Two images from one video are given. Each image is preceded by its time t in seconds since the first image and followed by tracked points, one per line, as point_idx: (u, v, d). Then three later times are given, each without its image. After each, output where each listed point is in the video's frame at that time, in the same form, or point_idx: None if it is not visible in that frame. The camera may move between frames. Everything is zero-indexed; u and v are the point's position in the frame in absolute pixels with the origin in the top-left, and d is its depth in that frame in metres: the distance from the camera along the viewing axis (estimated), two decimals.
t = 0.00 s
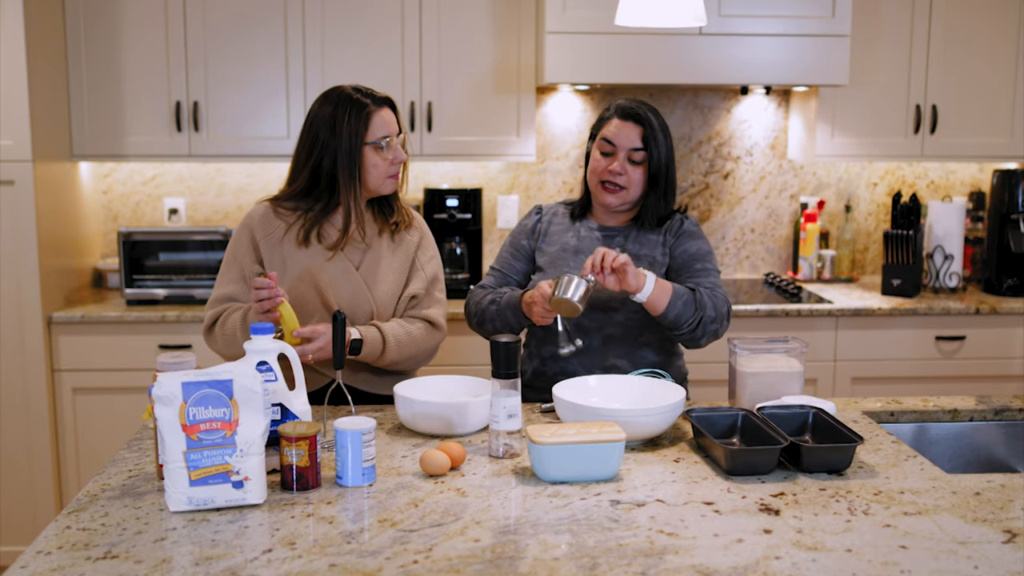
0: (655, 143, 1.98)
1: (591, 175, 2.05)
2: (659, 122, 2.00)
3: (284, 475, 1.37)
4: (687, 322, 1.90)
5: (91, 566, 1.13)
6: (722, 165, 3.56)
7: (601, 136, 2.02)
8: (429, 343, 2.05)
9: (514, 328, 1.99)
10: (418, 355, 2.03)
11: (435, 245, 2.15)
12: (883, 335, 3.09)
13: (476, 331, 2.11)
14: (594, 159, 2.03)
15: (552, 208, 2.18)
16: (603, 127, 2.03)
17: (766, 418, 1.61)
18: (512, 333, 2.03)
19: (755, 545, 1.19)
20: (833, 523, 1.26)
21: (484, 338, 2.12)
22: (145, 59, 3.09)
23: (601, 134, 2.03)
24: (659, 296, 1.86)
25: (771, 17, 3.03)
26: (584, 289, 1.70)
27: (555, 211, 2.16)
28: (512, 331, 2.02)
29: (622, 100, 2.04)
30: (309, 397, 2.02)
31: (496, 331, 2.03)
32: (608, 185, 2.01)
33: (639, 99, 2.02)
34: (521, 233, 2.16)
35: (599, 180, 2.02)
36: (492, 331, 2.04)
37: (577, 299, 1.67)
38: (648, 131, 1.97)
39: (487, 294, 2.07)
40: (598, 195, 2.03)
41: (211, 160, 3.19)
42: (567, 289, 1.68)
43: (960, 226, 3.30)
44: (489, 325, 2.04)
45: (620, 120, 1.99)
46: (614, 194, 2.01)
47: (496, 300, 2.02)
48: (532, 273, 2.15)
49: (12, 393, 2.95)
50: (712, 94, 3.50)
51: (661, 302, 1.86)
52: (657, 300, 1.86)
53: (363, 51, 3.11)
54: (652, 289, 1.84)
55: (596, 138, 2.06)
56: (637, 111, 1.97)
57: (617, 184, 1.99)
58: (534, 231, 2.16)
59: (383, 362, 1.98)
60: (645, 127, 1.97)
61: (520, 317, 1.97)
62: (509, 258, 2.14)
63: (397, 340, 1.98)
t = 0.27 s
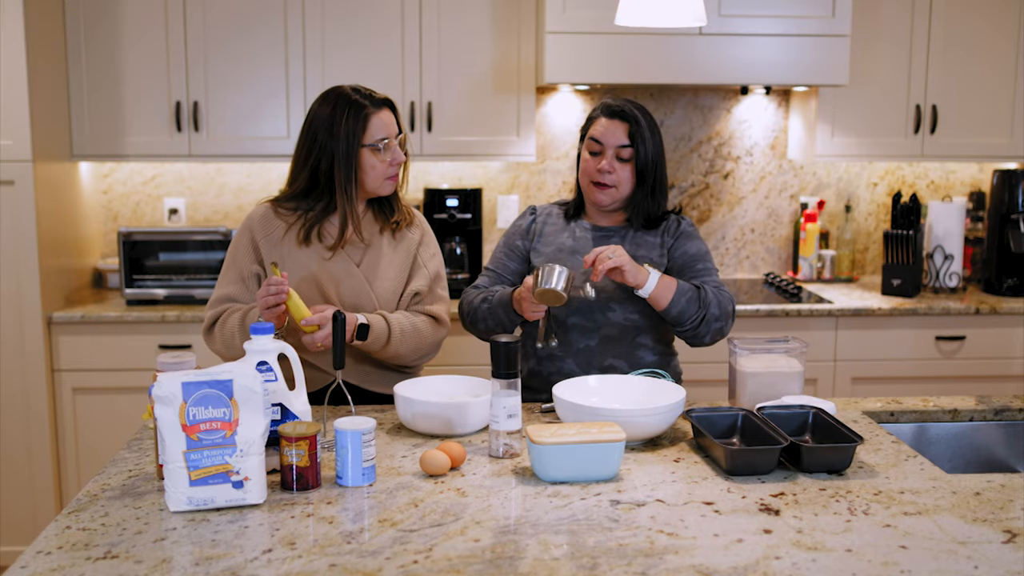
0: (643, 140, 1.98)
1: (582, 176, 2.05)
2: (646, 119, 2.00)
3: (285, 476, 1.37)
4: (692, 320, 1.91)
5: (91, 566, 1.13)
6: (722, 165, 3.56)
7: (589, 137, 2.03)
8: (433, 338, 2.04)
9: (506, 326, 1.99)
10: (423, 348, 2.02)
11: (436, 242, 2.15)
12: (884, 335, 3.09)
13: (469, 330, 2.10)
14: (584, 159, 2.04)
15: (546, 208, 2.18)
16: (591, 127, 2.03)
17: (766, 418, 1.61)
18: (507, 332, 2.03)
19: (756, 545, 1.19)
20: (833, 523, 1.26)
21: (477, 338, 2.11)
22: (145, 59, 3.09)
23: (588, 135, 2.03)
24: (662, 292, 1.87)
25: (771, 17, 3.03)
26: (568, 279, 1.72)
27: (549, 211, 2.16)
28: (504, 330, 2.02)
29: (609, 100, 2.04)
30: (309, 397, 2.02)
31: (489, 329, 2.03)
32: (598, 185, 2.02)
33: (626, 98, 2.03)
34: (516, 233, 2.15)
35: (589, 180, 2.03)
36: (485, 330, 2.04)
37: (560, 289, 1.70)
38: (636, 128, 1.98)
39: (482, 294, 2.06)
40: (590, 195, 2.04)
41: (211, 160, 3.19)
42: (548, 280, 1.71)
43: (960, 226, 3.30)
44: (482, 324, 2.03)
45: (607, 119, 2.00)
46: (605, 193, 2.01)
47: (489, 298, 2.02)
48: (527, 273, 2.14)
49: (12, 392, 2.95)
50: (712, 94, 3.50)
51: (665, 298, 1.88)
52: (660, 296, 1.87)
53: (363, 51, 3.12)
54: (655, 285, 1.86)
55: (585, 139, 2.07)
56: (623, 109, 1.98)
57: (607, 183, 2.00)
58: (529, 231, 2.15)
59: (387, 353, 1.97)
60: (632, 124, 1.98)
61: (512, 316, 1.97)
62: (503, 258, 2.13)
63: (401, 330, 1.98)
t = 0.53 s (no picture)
0: (633, 141, 1.98)
1: (576, 180, 2.06)
2: (634, 119, 2.00)
3: (285, 475, 1.37)
4: (689, 320, 1.91)
5: (91, 566, 1.13)
6: (722, 165, 3.56)
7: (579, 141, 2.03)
8: (437, 339, 2.03)
9: (501, 322, 2.02)
10: (427, 350, 2.01)
11: (441, 241, 2.15)
12: (884, 335, 3.09)
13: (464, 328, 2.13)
14: (576, 164, 2.04)
15: (541, 208, 2.18)
16: (580, 131, 2.04)
17: (765, 418, 1.61)
18: (502, 326, 2.04)
19: (756, 545, 1.19)
20: (833, 523, 1.26)
21: (472, 335, 2.14)
22: (145, 59, 3.09)
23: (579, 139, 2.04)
24: (662, 294, 1.86)
25: (771, 17, 3.03)
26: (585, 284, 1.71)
27: (544, 211, 2.16)
28: (499, 327, 2.04)
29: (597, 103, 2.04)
30: (309, 398, 2.02)
31: (484, 326, 2.05)
32: (591, 189, 2.02)
33: (613, 100, 2.03)
34: (512, 233, 2.16)
35: (582, 185, 2.03)
36: (479, 326, 2.06)
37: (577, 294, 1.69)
38: (624, 130, 1.98)
39: (478, 295, 2.07)
40: (584, 199, 2.04)
41: (211, 160, 3.19)
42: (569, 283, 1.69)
43: (961, 226, 3.30)
44: (477, 320, 2.06)
45: (595, 123, 2.00)
46: (599, 196, 2.02)
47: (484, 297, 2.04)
48: (523, 273, 2.14)
49: (12, 392, 2.95)
50: (712, 94, 3.50)
51: (664, 299, 1.87)
52: (660, 298, 1.86)
53: (363, 51, 3.12)
54: (655, 288, 1.85)
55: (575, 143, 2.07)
56: (611, 112, 1.98)
57: (600, 186, 2.00)
58: (524, 231, 2.16)
59: (392, 354, 1.96)
60: (620, 126, 1.98)
61: (507, 309, 1.99)
62: (499, 258, 2.14)
63: (407, 333, 1.96)
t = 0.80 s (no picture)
0: (624, 142, 1.96)
1: (571, 184, 2.05)
2: (624, 119, 1.98)
3: (284, 475, 1.37)
4: (694, 312, 1.92)
5: (91, 566, 1.13)
6: (722, 165, 3.56)
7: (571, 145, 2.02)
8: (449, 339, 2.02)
9: (500, 321, 2.03)
10: (444, 349, 2.00)
11: (445, 242, 2.15)
12: (884, 335, 3.09)
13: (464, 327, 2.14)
14: (570, 168, 2.03)
15: (539, 209, 2.18)
16: (572, 135, 2.02)
17: (765, 418, 1.61)
18: (502, 325, 2.05)
19: (756, 545, 1.19)
20: (833, 523, 1.26)
21: (471, 334, 2.15)
22: (145, 59, 3.09)
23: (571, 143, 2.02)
24: (664, 287, 1.86)
25: (771, 17, 3.03)
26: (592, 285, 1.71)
27: (542, 212, 2.16)
28: (498, 325, 2.06)
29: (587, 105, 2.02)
30: (309, 397, 2.02)
31: (483, 324, 2.07)
32: (586, 192, 2.01)
33: (603, 100, 2.01)
34: (510, 233, 2.16)
35: (578, 189, 2.03)
36: (479, 324, 2.07)
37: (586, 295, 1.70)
38: (615, 132, 1.96)
39: (477, 293, 2.08)
40: (581, 203, 2.04)
41: (211, 161, 3.19)
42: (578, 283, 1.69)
43: (960, 226, 3.30)
44: (476, 319, 2.07)
45: (586, 126, 1.99)
46: (595, 199, 2.01)
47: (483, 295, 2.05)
48: (522, 272, 2.14)
49: (12, 392, 2.95)
50: (712, 94, 3.50)
51: (667, 293, 1.87)
52: (663, 291, 1.86)
53: (363, 51, 3.12)
54: (657, 281, 1.85)
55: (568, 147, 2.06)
56: (600, 115, 1.96)
57: (595, 190, 1.99)
58: (523, 231, 2.16)
59: (408, 352, 1.95)
60: (610, 127, 1.96)
61: (506, 306, 1.99)
62: (498, 258, 2.14)
63: (425, 331, 1.96)
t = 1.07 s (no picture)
0: (624, 143, 1.96)
1: (572, 185, 2.05)
2: (623, 119, 1.98)
3: (284, 475, 1.37)
4: (696, 309, 1.91)
5: (91, 566, 1.13)
6: (722, 165, 3.56)
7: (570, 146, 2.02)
8: (450, 340, 2.02)
9: (500, 321, 2.03)
10: (446, 350, 2.00)
11: (446, 242, 2.16)
12: (884, 335, 3.09)
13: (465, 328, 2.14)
14: (570, 169, 2.03)
15: (540, 209, 2.18)
16: (571, 136, 2.02)
17: (765, 418, 1.61)
18: (502, 325, 2.05)
19: (756, 545, 1.19)
20: (833, 523, 1.26)
21: (473, 335, 2.15)
22: (145, 59, 3.09)
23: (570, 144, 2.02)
24: (664, 283, 1.86)
25: (771, 17, 3.03)
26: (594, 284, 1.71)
27: (543, 213, 2.16)
28: (498, 325, 2.06)
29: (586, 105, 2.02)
30: (310, 398, 2.02)
31: (483, 324, 2.07)
32: (586, 193, 2.01)
33: (602, 100, 2.01)
34: (511, 233, 2.16)
35: (578, 190, 2.03)
36: (479, 325, 2.08)
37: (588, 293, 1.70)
38: (614, 133, 1.96)
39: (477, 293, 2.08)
40: (581, 203, 2.04)
41: (211, 160, 3.19)
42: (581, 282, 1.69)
43: (960, 226, 3.30)
44: (476, 319, 2.08)
45: (584, 127, 1.98)
46: (595, 200, 2.01)
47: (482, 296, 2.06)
48: (523, 273, 2.14)
49: (12, 392, 2.95)
50: (712, 94, 3.50)
51: (667, 290, 1.87)
52: (663, 288, 1.86)
53: (363, 51, 3.12)
54: (657, 277, 1.85)
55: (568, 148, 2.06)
56: (599, 116, 1.96)
57: (595, 191, 1.99)
58: (524, 232, 2.16)
59: (409, 353, 1.95)
60: (609, 129, 1.96)
61: (506, 307, 1.99)
62: (498, 258, 2.14)
63: (427, 333, 1.96)
